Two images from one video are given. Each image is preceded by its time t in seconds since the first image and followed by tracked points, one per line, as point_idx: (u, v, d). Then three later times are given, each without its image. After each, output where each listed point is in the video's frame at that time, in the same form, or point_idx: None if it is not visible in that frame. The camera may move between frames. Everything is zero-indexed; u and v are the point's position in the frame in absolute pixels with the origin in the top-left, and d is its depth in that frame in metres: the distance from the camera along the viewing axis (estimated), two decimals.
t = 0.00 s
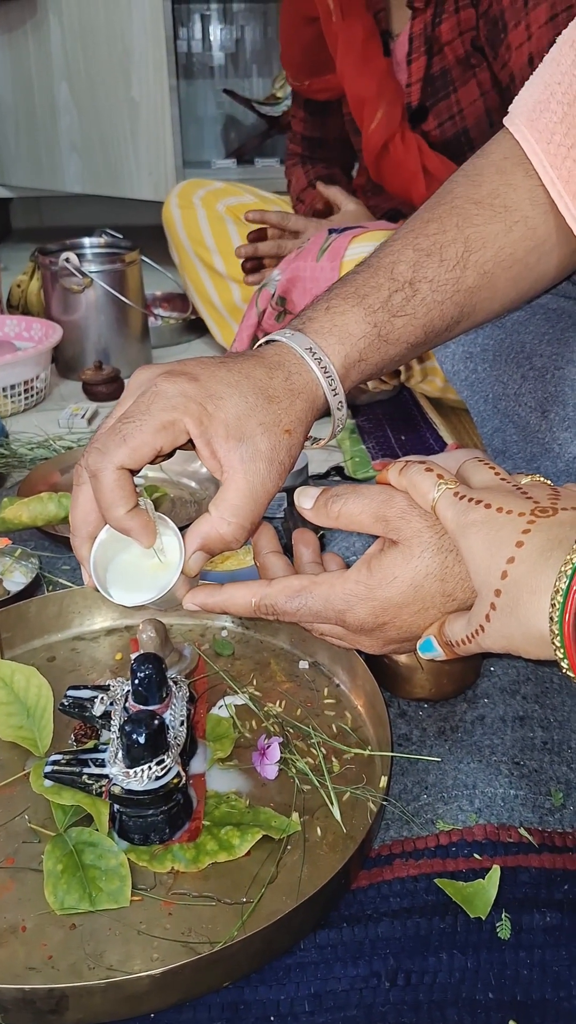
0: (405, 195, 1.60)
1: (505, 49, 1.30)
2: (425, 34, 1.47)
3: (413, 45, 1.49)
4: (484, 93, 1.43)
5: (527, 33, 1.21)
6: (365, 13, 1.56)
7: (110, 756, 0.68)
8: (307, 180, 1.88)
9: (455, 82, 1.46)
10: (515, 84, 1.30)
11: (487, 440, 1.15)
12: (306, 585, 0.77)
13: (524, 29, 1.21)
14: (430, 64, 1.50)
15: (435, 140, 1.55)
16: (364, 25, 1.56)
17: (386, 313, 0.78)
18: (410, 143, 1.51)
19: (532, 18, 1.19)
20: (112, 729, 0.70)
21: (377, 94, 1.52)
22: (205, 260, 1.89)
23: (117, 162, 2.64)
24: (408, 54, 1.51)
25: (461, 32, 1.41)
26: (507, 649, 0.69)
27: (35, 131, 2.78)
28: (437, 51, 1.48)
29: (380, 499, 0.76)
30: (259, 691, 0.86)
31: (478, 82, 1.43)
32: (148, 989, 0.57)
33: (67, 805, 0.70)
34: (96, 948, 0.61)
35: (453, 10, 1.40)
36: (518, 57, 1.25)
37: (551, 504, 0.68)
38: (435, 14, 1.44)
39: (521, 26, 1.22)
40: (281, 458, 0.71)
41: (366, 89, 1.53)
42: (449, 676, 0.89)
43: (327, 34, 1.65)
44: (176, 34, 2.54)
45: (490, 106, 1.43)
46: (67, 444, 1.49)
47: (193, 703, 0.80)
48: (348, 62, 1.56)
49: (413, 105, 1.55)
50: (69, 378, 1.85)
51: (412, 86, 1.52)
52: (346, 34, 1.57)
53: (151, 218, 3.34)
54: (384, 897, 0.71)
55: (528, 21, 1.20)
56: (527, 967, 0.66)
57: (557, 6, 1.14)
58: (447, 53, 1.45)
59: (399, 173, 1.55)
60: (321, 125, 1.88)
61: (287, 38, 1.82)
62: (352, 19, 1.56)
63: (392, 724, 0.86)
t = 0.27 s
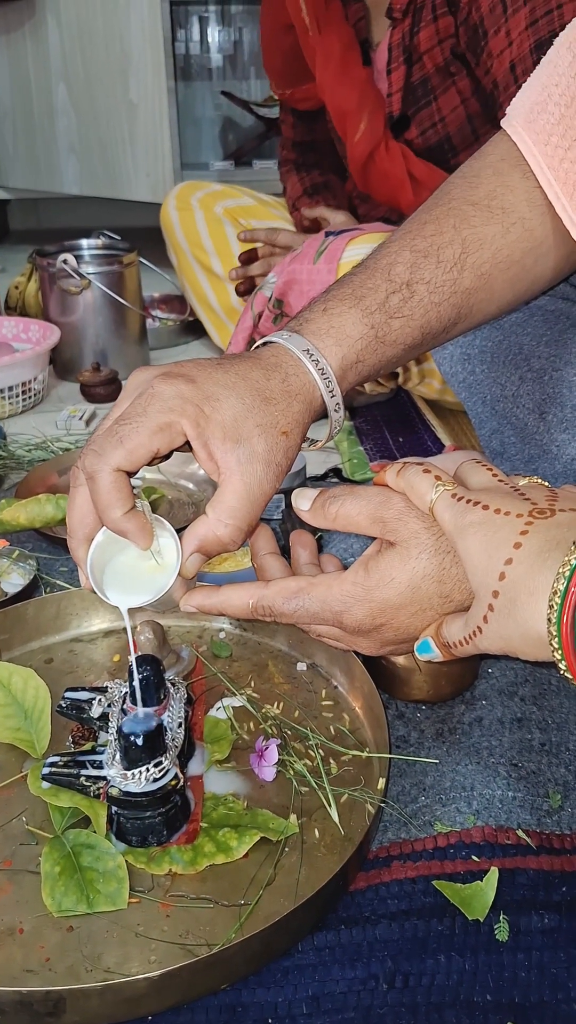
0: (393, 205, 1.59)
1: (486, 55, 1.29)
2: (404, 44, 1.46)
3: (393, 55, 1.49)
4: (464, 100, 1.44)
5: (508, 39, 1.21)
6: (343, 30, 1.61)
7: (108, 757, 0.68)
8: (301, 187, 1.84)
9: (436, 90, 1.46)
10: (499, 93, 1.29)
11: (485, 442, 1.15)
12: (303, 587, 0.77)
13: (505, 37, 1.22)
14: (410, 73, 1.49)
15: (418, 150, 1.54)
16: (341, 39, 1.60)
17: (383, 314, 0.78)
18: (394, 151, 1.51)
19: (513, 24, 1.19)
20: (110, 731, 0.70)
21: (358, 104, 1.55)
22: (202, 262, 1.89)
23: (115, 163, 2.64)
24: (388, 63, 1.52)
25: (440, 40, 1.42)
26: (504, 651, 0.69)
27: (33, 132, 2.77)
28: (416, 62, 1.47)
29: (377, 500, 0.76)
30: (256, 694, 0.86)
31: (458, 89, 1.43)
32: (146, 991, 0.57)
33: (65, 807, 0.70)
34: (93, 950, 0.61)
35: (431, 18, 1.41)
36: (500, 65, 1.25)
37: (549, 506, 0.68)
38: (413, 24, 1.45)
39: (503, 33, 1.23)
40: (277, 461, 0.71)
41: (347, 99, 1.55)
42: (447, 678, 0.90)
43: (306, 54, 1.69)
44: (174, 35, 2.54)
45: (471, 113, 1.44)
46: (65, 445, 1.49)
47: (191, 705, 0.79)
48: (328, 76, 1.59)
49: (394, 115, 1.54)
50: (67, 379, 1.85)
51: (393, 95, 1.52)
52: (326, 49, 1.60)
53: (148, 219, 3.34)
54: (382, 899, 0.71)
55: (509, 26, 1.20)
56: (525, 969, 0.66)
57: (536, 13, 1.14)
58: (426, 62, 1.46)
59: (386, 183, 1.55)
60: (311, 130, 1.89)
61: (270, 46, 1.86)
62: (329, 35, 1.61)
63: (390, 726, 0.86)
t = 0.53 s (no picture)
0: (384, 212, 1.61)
1: (469, 64, 1.29)
2: (387, 55, 1.47)
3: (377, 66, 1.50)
4: (450, 108, 1.45)
5: (490, 48, 1.21)
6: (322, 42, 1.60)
7: (106, 759, 0.68)
8: (292, 195, 1.86)
9: (421, 99, 1.47)
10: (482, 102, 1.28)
11: (483, 444, 1.15)
12: (301, 588, 0.77)
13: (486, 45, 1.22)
14: (394, 83, 1.50)
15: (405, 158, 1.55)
16: (319, 52, 1.59)
17: (381, 315, 0.79)
18: (379, 162, 1.52)
19: (494, 31, 1.20)
20: (108, 732, 0.70)
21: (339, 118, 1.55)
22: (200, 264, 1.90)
23: (113, 165, 2.64)
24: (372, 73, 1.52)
25: (424, 50, 1.41)
26: (501, 653, 0.69)
27: (31, 134, 2.78)
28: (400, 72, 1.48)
29: (375, 501, 0.76)
30: (254, 695, 0.86)
31: (443, 98, 1.44)
32: (144, 992, 0.57)
33: (63, 809, 0.70)
34: (91, 951, 0.61)
35: (414, 28, 1.41)
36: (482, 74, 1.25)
37: (546, 508, 0.68)
38: (396, 34, 1.45)
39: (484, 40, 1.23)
40: (274, 463, 0.71)
41: (328, 115, 1.55)
42: (445, 679, 0.90)
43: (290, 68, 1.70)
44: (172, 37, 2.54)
45: (458, 120, 1.45)
46: (62, 446, 1.49)
47: (188, 706, 0.79)
48: (309, 92, 1.59)
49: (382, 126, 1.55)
50: (65, 381, 1.85)
51: (379, 106, 1.53)
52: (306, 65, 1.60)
53: (146, 220, 3.35)
54: (380, 900, 0.71)
55: (490, 35, 1.20)
56: (523, 970, 0.66)
57: (517, 19, 1.15)
58: (410, 72, 1.46)
59: (375, 192, 1.56)
60: (300, 132, 1.87)
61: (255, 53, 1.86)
62: (308, 49, 1.61)
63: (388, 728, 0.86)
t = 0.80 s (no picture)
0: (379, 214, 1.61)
1: (466, 67, 1.31)
2: (385, 58, 1.48)
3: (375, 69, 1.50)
4: (447, 111, 1.46)
5: (487, 50, 1.24)
6: (319, 43, 1.58)
7: (103, 759, 0.68)
8: (288, 200, 1.86)
9: (418, 102, 1.48)
10: (479, 104, 1.31)
11: (480, 446, 1.15)
12: (298, 590, 0.77)
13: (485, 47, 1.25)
14: (391, 86, 1.50)
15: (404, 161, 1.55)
16: (315, 54, 1.57)
17: (378, 317, 0.79)
18: (377, 165, 1.52)
19: (491, 35, 1.22)
20: (105, 733, 0.70)
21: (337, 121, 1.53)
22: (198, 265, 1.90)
23: (112, 166, 2.65)
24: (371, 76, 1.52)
25: (422, 53, 1.42)
26: (497, 654, 0.70)
27: (30, 135, 2.78)
28: (398, 76, 1.49)
29: (372, 502, 0.76)
30: (251, 696, 0.86)
31: (441, 101, 1.46)
32: (140, 992, 0.57)
33: (60, 809, 0.70)
34: (88, 951, 0.61)
35: (411, 31, 1.41)
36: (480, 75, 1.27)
37: (542, 509, 0.69)
38: (393, 37, 1.45)
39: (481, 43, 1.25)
40: (270, 465, 0.71)
41: (325, 118, 1.54)
42: (442, 680, 0.90)
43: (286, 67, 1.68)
44: (171, 39, 2.54)
45: (455, 123, 1.46)
46: (60, 447, 1.49)
47: (186, 707, 0.80)
48: (305, 95, 1.58)
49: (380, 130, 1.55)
50: (63, 382, 1.85)
51: (376, 109, 1.53)
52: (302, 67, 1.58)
53: (144, 221, 3.35)
54: (376, 900, 0.71)
55: (487, 38, 1.23)
56: (518, 970, 0.66)
57: (514, 22, 1.18)
58: (407, 76, 1.46)
59: (371, 195, 1.57)
60: (297, 133, 1.89)
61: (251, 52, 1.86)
62: (305, 51, 1.59)
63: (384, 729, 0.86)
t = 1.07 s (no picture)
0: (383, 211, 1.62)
1: (476, 62, 1.31)
2: (399, 50, 1.48)
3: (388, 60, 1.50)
4: (456, 106, 1.45)
5: (497, 46, 1.23)
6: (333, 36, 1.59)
7: (102, 759, 0.69)
8: (291, 199, 1.85)
9: (428, 96, 1.47)
10: (487, 100, 1.30)
11: (478, 446, 1.16)
12: (297, 591, 0.77)
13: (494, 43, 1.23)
14: (403, 79, 1.50)
15: (411, 155, 1.55)
16: (329, 47, 1.59)
17: (376, 318, 0.79)
18: (383, 159, 1.52)
19: (501, 31, 1.21)
20: (104, 733, 0.70)
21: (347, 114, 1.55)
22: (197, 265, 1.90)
23: (111, 166, 2.65)
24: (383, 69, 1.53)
25: (434, 46, 1.42)
26: (495, 654, 0.70)
27: (29, 136, 2.78)
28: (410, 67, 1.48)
29: (370, 503, 0.76)
30: (250, 696, 0.87)
31: (452, 94, 1.45)
32: (138, 992, 0.57)
33: (59, 809, 0.70)
34: (87, 950, 0.61)
35: (425, 24, 1.41)
36: (488, 70, 1.26)
37: (539, 510, 0.69)
38: (408, 30, 1.45)
39: (492, 38, 1.24)
40: (269, 465, 0.71)
41: (335, 111, 1.56)
42: (440, 681, 0.90)
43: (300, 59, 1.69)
44: (169, 40, 2.55)
45: (464, 118, 1.45)
46: (59, 447, 1.49)
47: (184, 706, 0.80)
48: (317, 86, 1.60)
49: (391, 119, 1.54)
50: (62, 382, 1.85)
51: (387, 101, 1.53)
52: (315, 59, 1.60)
53: (143, 222, 3.35)
54: (374, 900, 0.71)
55: (497, 33, 1.21)
56: (515, 969, 0.66)
57: (524, 20, 1.16)
58: (419, 68, 1.46)
59: (375, 190, 1.57)
60: (305, 131, 1.89)
61: (264, 43, 1.86)
62: (318, 42, 1.60)
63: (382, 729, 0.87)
